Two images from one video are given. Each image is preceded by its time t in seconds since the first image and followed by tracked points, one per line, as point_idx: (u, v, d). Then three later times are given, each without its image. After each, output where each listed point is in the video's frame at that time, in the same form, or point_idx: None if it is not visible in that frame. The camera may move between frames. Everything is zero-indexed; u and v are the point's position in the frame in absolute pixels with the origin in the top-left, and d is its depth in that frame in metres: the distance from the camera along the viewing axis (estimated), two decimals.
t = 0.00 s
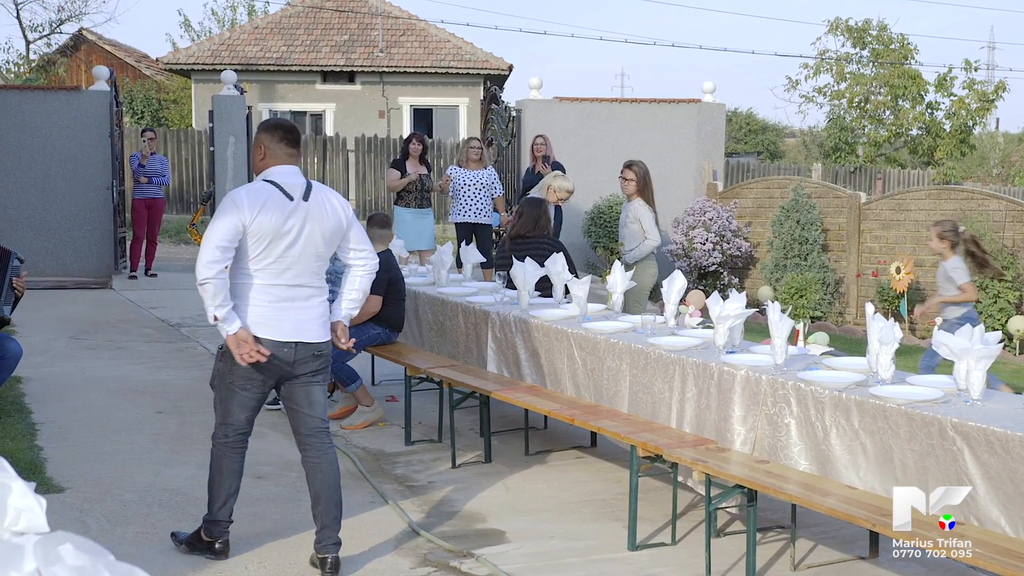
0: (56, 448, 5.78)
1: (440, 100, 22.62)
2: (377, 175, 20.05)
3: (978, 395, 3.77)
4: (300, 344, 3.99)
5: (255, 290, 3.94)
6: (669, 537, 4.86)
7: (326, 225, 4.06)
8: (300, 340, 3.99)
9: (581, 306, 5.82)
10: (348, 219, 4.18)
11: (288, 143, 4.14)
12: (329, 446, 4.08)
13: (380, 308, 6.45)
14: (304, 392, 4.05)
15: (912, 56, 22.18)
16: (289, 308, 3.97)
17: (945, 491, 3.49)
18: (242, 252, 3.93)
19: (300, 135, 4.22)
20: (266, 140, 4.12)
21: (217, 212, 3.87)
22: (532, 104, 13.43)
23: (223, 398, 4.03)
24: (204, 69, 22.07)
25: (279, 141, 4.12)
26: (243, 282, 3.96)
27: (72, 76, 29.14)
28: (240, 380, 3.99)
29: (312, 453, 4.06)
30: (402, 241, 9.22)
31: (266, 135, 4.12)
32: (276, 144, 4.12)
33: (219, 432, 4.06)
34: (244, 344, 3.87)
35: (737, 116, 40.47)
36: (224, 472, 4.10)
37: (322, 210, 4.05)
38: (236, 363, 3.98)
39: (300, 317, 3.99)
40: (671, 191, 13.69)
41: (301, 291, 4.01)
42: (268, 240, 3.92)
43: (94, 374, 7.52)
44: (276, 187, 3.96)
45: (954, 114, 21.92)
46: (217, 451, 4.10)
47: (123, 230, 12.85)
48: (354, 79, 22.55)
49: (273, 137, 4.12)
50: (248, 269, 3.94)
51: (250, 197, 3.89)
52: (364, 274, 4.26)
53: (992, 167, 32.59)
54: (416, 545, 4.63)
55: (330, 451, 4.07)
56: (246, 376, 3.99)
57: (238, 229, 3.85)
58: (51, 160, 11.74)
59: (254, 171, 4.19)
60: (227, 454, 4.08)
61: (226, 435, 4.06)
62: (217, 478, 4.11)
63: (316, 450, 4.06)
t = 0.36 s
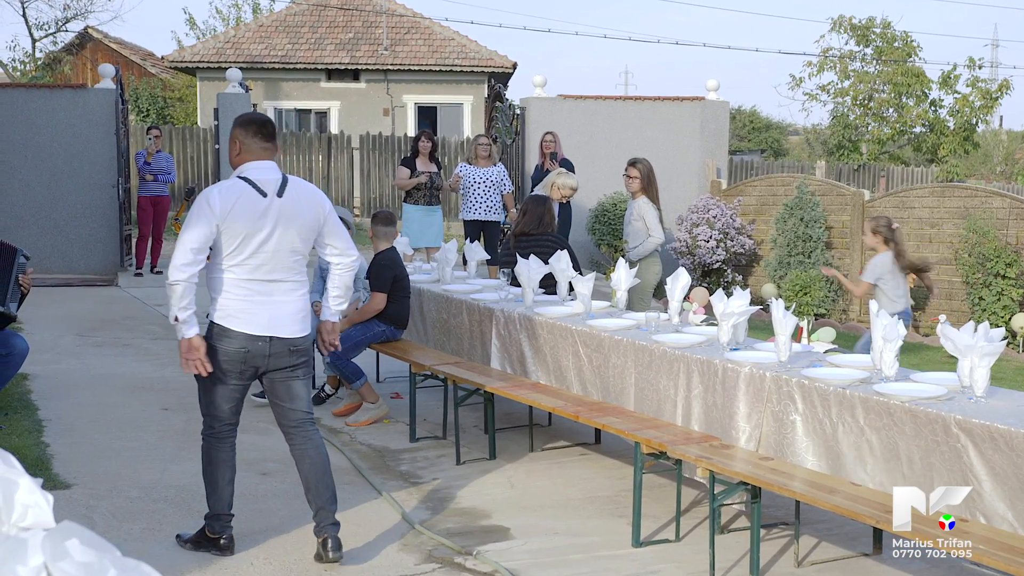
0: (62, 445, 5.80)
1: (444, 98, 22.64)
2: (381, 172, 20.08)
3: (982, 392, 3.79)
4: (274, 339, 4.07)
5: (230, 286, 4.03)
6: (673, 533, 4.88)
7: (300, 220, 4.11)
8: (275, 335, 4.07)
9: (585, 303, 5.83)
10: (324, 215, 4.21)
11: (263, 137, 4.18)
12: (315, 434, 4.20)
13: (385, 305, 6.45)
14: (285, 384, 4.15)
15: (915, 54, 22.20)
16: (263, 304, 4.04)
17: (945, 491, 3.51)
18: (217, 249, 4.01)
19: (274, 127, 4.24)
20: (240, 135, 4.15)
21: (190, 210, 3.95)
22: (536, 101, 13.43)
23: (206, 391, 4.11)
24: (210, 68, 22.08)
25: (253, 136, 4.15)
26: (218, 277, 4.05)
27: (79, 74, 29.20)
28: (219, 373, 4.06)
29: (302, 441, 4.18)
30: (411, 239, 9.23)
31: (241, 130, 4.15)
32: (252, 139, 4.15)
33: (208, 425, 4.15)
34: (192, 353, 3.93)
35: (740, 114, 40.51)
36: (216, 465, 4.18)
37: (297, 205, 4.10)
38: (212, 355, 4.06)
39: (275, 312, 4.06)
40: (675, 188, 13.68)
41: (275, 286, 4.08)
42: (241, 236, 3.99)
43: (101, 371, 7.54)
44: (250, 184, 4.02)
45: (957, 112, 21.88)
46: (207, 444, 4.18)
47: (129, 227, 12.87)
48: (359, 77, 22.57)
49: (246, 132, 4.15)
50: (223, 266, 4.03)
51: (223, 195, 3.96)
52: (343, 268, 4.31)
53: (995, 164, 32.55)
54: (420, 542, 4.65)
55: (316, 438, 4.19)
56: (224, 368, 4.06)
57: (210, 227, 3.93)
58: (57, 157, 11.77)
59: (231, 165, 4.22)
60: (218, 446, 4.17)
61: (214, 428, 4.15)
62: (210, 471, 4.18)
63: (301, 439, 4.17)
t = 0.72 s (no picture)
0: (77, 440, 5.91)
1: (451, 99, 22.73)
2: (390, 172, 20.24)
3: (980, 388, 3.87)
4: (263, 332, 4.29)
5: (217, 280, 4.26)
6: (677, 527, 4.97)
7: (284, 217, 4.33)
8: (263, 328, 4.29)
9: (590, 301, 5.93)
10: (309, 211, 4.44)
11: (251, 133, 4.38)
12: (299, 416, 4.46)
13: (394, 303, 6.56)
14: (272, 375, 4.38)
15: (915, 56, 22.21)
16: (249, 297, 4.27)
17: (945, 491, 3.59)
18: (204, 244, 4.25)
19: (261, 124, 4.44)
20: (229, 132, 4.35)
21: (177, 205, 4.19)
22: (541, 103, 13.53)
23: (206, 384, 4.30)
24: (221, 70, 22.21)
25: (241, 132, 4.35)
26: (206, 271, 4.29)
27: (93, 77, 29.44)
28: (216, 364, 4.26)
29: (288, 422, 4.43)
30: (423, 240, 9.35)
31: (229, 126, 4.35)
32: (240, 136, 4.35)
33: (211, 418, 4.32)
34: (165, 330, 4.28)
35: (742, 115, 40.61)
36: (223, 457, 4.33)
37: (282, 202, 4.33)
38: (208, 347, 4.26)
39: (261, 305, 4.28)
40: (679, 188, 13.77)
41: (260, 280, 4.30)
42: (227, 231, 4.22)
43: (115, 367, 7.66)
44: (235, 181, 4.25)
45: (956, 113, 21.90)
46: (213, 438, 4.34)
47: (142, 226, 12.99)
48: (367, 79, 22.68)
49: (234, 128, 4.35)
50: (208, 261, 4.27)
51: (208, 191, 4.19)
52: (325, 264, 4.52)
53: (995, 165, 32.54)
54: (428, 536, 4.75)
55: (301, 419, 4.45)
56: (221, 360, 4.26)
57: (194, 222, 4.17)
58: (71, 158, 11.90)
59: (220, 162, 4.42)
60: (223, 440, 4.33)
61: (217, 421, 4.31)
62: (219, 464, 4.33)
63: (285, 421, 4.42)
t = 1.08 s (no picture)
0: (93, 436, 6.02)
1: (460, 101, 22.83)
2: (400, 172, 20.15)
3: (983, 386, 3.93)
4: (265, 328, 4.39)
5: (218, 276, 4.35)
6: (682, 523, 5.05)
7: (284, 215, 4.43)
8: (266, 324, 4.39)
9: (596, 300, 6.00)
10: (307, 210, 4.55)
11: (250, 133, 4.46)
12: (293, 418, 4.66)
13: (404, 303, 6.63)
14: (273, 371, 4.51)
15: (918, 58, 22.23)
16: (250, 294, 4.36)
17: (945, 491, 3.63)
18: (205, 241, 4.33)
19: (259, 125, 4.53)
20: (229, 132, 4.43)
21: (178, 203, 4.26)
22: (548, 104, 13.63)
23: (212, 380, 4.39)
24: (233, 71, 22.35)
25: (241, 132, 4.44)
26: (206, 268, 4.37)
27: (107, 79, 29.68)
28: (221, 359, 4.36)
29: (281, 423, 4.63)
30: (435, 239, 9.45)
31: (228, 126, 4.43)
32: (239, 135, 4.43)
33: (218, 413, 4.42)
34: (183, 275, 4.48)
35: (747, 116, 40.71)
36: (232, 452, 4.45)
37: (282, 201, 4.42)
38: (212, 343, 4.36)
39: (263, 301, 4.38)
40: (683, 189, 13.78)
41: (261, 276, 4.40)
42: (228, 230, 4.31)
43: (130, 364, 7.77)
44: (236, 180, 4.32)
45: (957, 115, 21.92)
46: (220, 433, 4.45)
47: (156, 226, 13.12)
48: (377, 81, 22.78)
49: (234, 128, 4.43)
50: (210, 257, 4.35)
51: (210, 189, 4.27)
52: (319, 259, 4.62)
53: (996, 166, 32.50)
54: (437, 530, 4.84)
55: (294, 421, 4.66)
56: (226, 354, 4.36)
57: (197, 220, 4.25)
58: (87, 158, 12.02)
59: (220, 162, 4.50)
60: (231, 435, 4.44)
61: (224, 416, 4.42)
62: (230, 459, 4.45)
63: (280, 421, 4.62)
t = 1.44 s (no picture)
0: (104, 431, 6.09)
1: (466, 100, 22.87)
2: (407, 171, 20.29)
3: (986, 382, 3.99)
4: (273, 323, 4.46)
5: (229, 273, 4.39)
6: (687, 518, 5.09)
7: (291, 212, 4.51)
8: (275, 319, 4.47)
9: (602, 297, 6.05)
10: (311, 207, 4.63)
11: (254, 131, 4.51)
12: (287, 410, 4.80)
13: (412, 299, 6.70)
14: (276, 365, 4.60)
15: (921, 58, 22.20)
16: (261, 290, 4.43)
17: (945, 491, 3.67)
18: (216, 239, 4.37)
19: (261, 123, 4.57)
20: (232, 130, 4.46)
21: (191, 203, 4.27)
22: (554, 103, 13.65)
23: (220, 376, 4.44)
24: (243, 71, 22.41)
25: (245, 131, 4.47)
26: (216, 267, 4.40)
27: (118, 78, 29.80)
28: (229, 354, 4.42)
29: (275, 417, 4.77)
30: (442, 236, 9.50)
31: (232, 125, 4.46)
32: (243, 134, 4.47)
33: (225, 409, 4.47)
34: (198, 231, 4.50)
35: (751, 115, 40.74)
36: (240, 447, 4.50)
37: (289, 199, 4.50)
38: (220, 339, 4.41)
39: (273, 297, 4.46)
40: (688, 189, 13.90)
41: (270, 273, 4.47)
42: (241, 228, 4.36)
43: (140, 360, 7.84)
44: (247, 178, 4.37)
45: (960, 113, 21.91)
46: (227, 428, 4.50)
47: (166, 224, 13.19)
48: (385, 80, 22.83)
49: (238, 127, 4.47)
50: (221, 255, 4.39)
51: (224, 188, 4.30)
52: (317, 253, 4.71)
53: (999, 164, 32.42)
54: (444, 525, 4.89)
55: (288, 413, 4.80)
56: (236, 349, 4.41)
57: (212, 219, 4.28)
58: (98, 156, 12.10)
59: (223, 161, 4.53)
60: (239, 430, 4.49)
61: (232, 412, 4.47)
62: (237, 453, 4.50)
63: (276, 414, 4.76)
